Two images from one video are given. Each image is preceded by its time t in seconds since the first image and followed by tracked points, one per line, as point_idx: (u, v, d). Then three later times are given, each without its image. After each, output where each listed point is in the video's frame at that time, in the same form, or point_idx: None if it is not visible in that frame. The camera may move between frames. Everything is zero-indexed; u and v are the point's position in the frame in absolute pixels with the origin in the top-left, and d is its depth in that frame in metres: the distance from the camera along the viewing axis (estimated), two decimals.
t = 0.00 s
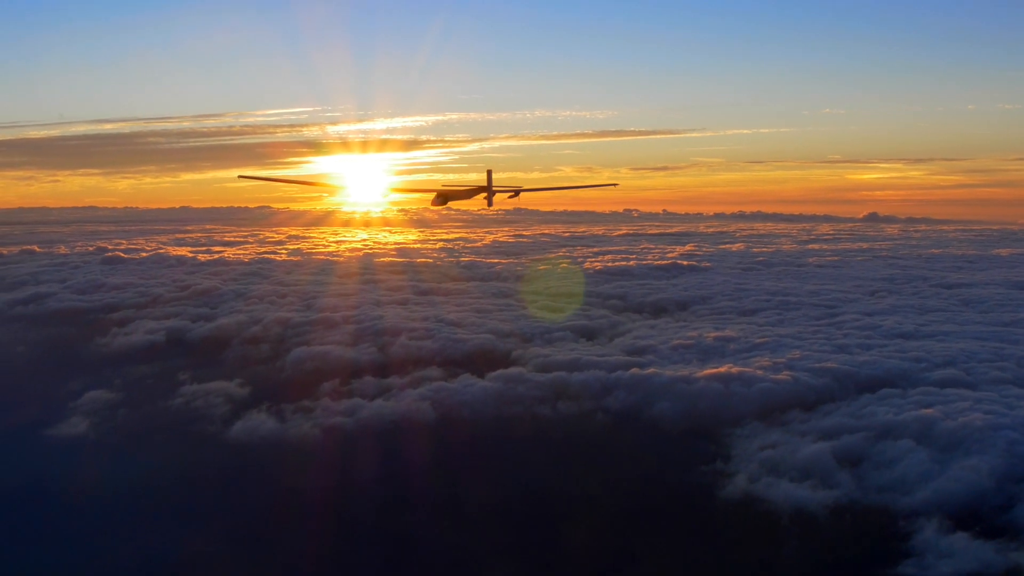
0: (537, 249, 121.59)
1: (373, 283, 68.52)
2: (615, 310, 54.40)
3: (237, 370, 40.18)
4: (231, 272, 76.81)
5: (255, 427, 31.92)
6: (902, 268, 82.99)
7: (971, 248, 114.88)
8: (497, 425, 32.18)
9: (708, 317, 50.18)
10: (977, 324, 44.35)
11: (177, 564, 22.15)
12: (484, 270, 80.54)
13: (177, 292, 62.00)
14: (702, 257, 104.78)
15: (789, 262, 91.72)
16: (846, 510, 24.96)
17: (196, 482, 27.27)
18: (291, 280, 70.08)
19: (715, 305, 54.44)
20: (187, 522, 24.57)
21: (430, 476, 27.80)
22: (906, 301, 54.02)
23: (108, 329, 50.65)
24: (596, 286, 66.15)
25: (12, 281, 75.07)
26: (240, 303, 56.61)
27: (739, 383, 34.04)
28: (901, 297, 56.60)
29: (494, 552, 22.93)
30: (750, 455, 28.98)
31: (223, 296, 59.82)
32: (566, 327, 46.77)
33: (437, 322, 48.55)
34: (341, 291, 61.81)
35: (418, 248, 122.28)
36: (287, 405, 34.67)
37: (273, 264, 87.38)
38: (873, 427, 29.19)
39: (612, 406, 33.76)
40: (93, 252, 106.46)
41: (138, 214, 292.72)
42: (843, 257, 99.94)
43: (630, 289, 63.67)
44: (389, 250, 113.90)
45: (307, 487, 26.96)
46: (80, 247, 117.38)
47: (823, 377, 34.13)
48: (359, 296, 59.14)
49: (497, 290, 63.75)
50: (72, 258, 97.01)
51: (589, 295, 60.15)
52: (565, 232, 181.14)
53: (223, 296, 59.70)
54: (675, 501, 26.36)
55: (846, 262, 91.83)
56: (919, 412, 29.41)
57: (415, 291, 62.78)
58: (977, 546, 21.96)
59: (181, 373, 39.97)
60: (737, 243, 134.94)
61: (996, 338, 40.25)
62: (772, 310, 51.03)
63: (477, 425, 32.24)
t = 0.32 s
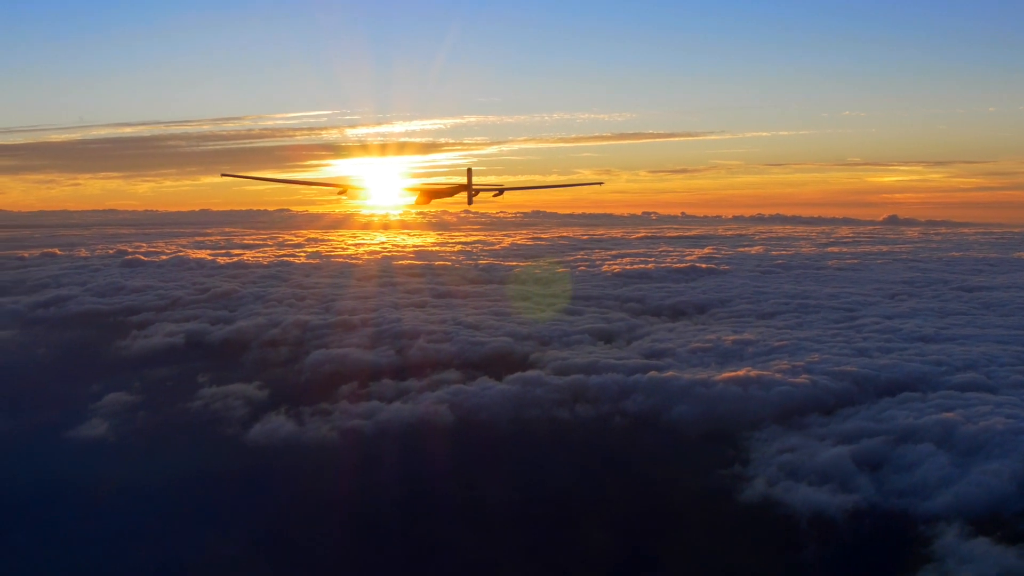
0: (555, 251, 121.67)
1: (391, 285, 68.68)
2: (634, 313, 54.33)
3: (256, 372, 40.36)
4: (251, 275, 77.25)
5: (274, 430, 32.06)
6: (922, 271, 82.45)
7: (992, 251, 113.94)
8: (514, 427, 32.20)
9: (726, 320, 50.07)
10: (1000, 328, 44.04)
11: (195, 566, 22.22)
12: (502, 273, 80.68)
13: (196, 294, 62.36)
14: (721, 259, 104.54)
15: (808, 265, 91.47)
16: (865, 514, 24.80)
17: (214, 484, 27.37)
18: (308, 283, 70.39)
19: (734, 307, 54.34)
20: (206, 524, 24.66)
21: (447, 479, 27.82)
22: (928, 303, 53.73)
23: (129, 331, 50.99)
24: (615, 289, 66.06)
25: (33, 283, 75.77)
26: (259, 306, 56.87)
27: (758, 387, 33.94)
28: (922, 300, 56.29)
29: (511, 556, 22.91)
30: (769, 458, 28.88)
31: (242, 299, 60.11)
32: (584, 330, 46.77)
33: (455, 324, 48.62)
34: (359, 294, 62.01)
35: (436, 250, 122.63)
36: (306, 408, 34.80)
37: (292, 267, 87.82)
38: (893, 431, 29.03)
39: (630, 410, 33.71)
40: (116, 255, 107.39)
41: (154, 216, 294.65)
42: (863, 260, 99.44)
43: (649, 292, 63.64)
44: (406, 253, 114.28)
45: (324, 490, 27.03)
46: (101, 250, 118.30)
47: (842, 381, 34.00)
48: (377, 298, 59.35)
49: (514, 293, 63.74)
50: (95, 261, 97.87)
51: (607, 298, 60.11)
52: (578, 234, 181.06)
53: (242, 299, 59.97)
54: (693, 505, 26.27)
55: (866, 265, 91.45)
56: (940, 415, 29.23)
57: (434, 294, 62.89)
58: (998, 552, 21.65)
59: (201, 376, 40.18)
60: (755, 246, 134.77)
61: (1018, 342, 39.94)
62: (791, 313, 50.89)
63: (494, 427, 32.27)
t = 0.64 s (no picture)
0: (570, 255, 121.58)
1: (405, 288, 68.79)
2: (650, 317, 54.31)
3: (272, 375, 40.49)
4: (266, 278, 77.55)
5: (289, 432, 32.13)
6: (939, 275, 82.10)
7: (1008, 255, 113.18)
8: (529, 430, 32.23)
9: (742, 323, 49.97)
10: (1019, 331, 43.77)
11: (210, 568, 22.31)
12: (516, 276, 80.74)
13: (212, 297, 62.59)
14: (737, 262, 104.14)
15: (823, 269, 91.12)
16: (881, 518, 24.68)
17: (232, 486, 27.53)
18: (323, 285, 70.58)
19: (750, 311, 54.22)
20: (222, 526, 24.75)
21: (460, 483, 27.82)
22: (945, 307, 53.50)
23: (146, 334, 51.27)
24: (631, 292, 66.04)
25: (50, 286, 76.21)
26: (275, 308, 57.08)
27: (774, 390, 33.90)
28: (939, 304, 56.02)
29: (526, 559, 22.88)
30: (785, 462, 28.83)
31: (257, 301, 60.33)
32: (599, 333, 46.78)
33: (470, 327, 48.68)
34: (374, 296, 62.16)
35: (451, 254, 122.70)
36: (321, 411, 34.91)
37: (306, 270, 87.97)
38: (910, 435, 28.94)
39: (646, 413, 33.72)
40: (134, 257, 108.18)
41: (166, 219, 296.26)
42: (878, 263, 98.97)
43: (664, 295, 63.51)
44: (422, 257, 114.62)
45: (339, 492, 27.11)
46: (119, 253, 119.02)
47: (858, 385, 33.91)
48: (392, 301, 59.51)
49: (528, 296, 63.84)
50: (112, 264, 98.36)
51: (622, 301, 60.07)
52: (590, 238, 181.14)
53: (258, 302, 60.20)
54: (710, 508, 26.22)
55: (881, 269, 91.02)
56: (957, 419, 29.11)
57: (449, 297, 62.95)
58: (1017, 556, 21.48)
59: (217, 378, 40.34)
60: (770, 249, 134.57)
61: None
62: (807, 316, 50.75)
63: (509, 430, 32.29)
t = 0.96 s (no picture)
0: (584, 258, 121.48)
1: (418, 292, 68.88)
2: (663, 320, 54.23)
3: (286, 378, 40.58)
4: (279, 281, 77.72)
5: (302, 435, 32.18)
6: (954, 278, 81.68)
7: None
8: (542, 434, 32.21)
9: (756, 327, 49.84)
10: None
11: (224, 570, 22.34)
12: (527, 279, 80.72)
13: (226, 301, 62.77)
14: (751, 265, 103.86)
15: (838, 272, 90.74)
16: (896, 522, 24.54)
17: (246, 488, 27.60)
18: (336, 289, 70.74)
19: (764, 314, 54.09)
20: (235, 528, 24.79)
21: (473, 486, 27.82)
22: (961, 311, 53.22)
23: (160, 337, 51.44)
24: (645, 295, 65.95)
25: (66, 289, 76.60)
26: (289, 312, 57.19)
27: (789, 394, 33.83)
28: (955, 307, 55.70)
29: (538, 563, 22.84)
30: (798, 466, 28.76)
31: (271, 304, 60.50)
32: (612, 336, 46.74)
33: (483, 330, 48.71)
34: (387, 300, 62.27)
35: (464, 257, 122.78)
36: (334, 414, 34.98)
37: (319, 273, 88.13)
38: (924, 439, 28.84)
39: (659, 416, 33.70)
40: (150, 261, 108.69)
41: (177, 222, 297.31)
42: (893, 266, 98.54)
43: (678, 298, 63.39)
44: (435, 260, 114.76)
45: (352, 495, 27.15)
46: (136, 257, 119.54)
47: (873, 389, 33.77)
48: (405, 304, 59.60)
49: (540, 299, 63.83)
50: (128, 267, 98.74)
51: (636, 304, 59.99)
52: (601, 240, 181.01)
53: (271, 305, 60.38)
54: (724, 511, 26.15)
55: (897, 272, 90.58)
56: (972, 423, 28.97)
57: (462, 300, 63.01)
58: None
59: (231, 381, 40.44)
60: (784, 252, 134.11)
61: None
62: (822, 320, 50.62)
63: (522, 434, 32.29)
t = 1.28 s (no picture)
0: (597, 260, 121.50)
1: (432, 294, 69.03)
2: (677, 323, 54.16)
3: (301, 380, 40.75)
4: (292, 283, 77.99)
5: (316, 437, 32.31)
6: (970, 280, 81.26)
7: None
8: (556, 436, 32.22)
9: (772, 329, 49.78)
10: None
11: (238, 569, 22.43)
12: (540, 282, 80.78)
13: (241, 303, 63.07)
14: (765, 267, 103.64)
15: (852, 274, 90.46)
16: (911, 525, 24.42)
17: (260, 490, 27.70)
18: (349, 291, 70.98)
19: (779, 317, 54.03)
20: (249, 529, 24.90)
21: (487, 488, 27.84)
22: (979, 313, 52.95)
23: (175, 339, 51.70)
24: (659, 298, 65.90)
25: (81, 291, 77.12)
26: (304, 314, 57.39)
27: (804, 397, 33.81)
28: (972, 310, 55.39)
29: (551, 564, 22.83)
30: (813, 468, 28.70)
31: (285, 307, 60.74)
32: (626, 339, 46.76)
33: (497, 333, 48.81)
34: (401, 302, 62.42)
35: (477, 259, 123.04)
36: (349, 417, 35.11)
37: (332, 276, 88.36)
38: (940, 443, 28.74)
39: (673, 419, 33.70)
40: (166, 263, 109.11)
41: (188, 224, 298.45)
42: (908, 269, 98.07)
43: (692, 301, 63.37)
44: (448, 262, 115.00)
45: (365, 497, 27.19)
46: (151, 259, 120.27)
47: (889, 392, 33.70)
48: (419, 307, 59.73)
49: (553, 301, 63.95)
50: (143, 270, 99.31)
51: (649, 307, 59.97)
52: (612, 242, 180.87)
53: (286, 307, 60.61)
54: (738, 514, 26.10)
55: (912, 274, 90.26)
56: (989, 427, 28.85)
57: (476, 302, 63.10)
58: None
59: (246, 383, 40.63)
60: (798, 254, 133.74)
61: None
62: (837, 322, 50.53)
63: (536, 436, 32.32)
